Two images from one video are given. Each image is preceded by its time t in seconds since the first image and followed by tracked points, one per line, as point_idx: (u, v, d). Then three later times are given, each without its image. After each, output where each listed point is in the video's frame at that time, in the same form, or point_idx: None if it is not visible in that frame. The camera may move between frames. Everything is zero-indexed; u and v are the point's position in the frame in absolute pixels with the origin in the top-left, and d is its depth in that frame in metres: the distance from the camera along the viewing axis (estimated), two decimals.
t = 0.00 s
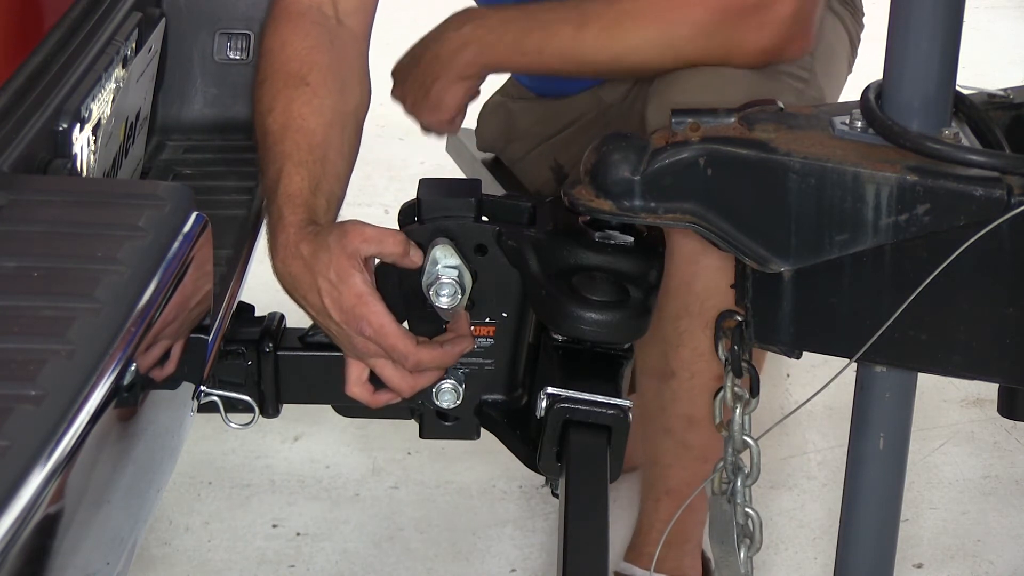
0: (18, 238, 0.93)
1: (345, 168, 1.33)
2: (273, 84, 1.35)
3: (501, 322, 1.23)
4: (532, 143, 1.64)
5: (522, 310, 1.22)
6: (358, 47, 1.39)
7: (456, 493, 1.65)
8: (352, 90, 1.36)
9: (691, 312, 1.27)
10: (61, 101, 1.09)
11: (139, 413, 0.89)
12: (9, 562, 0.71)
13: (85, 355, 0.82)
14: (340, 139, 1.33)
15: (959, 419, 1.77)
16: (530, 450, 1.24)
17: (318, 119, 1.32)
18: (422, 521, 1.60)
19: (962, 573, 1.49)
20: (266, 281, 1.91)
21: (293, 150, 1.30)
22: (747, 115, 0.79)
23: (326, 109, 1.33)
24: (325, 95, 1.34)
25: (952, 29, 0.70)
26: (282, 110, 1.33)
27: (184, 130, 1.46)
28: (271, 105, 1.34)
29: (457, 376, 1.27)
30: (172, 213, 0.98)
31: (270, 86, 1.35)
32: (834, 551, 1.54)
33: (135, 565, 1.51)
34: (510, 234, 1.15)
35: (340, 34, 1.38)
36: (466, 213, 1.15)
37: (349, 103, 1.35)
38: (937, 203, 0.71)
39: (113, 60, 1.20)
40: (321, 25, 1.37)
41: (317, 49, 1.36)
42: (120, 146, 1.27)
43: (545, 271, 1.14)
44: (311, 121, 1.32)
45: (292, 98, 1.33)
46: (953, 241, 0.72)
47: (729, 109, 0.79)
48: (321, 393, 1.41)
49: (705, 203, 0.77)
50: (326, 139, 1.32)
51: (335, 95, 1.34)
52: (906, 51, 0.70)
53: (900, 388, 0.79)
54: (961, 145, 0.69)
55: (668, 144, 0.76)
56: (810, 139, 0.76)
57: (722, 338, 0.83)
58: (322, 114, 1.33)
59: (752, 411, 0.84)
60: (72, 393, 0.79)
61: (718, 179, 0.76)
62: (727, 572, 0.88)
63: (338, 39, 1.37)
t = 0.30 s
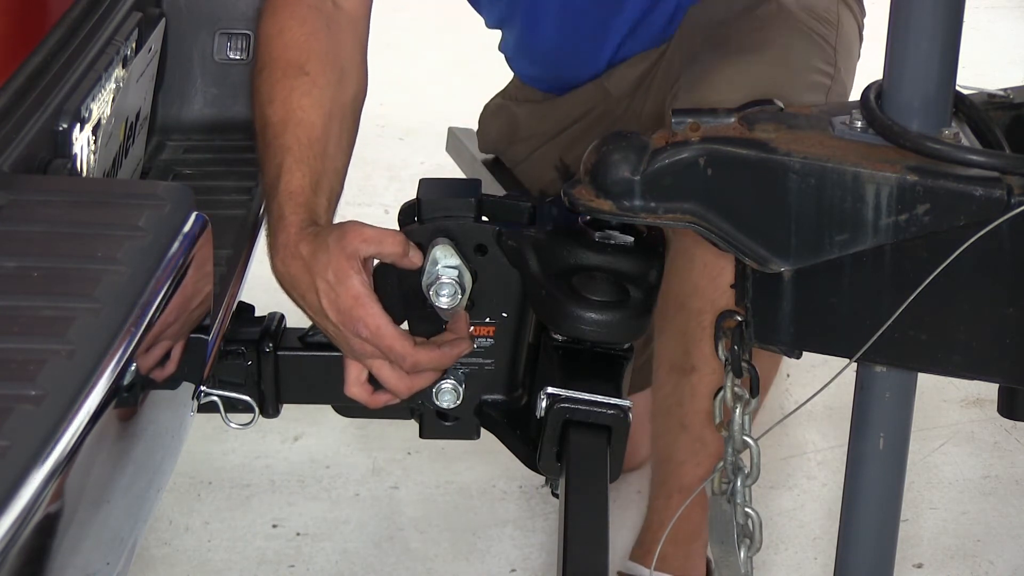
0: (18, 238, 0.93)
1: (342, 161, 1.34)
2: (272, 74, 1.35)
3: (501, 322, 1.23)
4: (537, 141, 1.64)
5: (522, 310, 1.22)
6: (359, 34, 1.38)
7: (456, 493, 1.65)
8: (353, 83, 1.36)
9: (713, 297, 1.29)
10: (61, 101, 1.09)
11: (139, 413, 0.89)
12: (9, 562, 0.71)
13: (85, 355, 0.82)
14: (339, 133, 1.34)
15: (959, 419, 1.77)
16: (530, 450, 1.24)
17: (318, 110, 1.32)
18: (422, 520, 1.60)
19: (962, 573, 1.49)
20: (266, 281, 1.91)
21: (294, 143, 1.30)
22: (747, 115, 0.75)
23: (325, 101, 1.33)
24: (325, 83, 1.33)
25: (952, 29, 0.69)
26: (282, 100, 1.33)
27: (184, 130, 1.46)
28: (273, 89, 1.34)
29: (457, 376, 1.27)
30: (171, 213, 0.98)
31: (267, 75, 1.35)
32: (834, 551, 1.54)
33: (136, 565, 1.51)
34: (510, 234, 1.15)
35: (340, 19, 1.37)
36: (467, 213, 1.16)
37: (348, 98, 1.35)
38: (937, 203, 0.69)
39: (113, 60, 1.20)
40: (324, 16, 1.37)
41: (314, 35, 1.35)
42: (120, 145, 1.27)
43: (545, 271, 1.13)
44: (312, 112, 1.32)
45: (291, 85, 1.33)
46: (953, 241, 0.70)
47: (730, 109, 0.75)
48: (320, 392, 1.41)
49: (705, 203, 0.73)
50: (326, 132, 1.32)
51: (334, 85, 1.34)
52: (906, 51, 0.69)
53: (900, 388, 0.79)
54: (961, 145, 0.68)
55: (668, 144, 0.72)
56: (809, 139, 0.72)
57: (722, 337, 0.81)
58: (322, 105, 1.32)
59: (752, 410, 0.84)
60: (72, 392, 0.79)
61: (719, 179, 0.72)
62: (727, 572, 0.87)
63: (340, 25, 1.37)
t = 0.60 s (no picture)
0: (18, 238, 0.93)
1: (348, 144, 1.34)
2: (280, 57, 1.34)
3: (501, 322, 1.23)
4: (538, 140, 1.64)
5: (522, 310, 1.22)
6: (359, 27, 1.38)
7: (456, 493, 1.65)
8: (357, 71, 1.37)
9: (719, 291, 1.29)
10: (61, 101, 1.09)
11: (139, 413, 0.89)
12: (9, 562, 0.71)
13: (85, 355, 0.82)
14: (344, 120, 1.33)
15: (959, 419, 1.77)
16: (530, 450, 1.24)
17: (327, 96, 1.32)
18: (422, 520, 1.60)
19: (962, 573, 1.49)
20: (266, 281, 1.91)
21: (303, 128, 1.30)
22: (747, 115, 0.75)
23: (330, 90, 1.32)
24: (331, 70, 1.33)
25: (952, 29, 0.69)
26: (292, 83, 1.33)
27: (184, 130, 1.46)
28: (275, 82, 1.34)
29: (457, 376, 1.26)
30: (171, 213, 0.97)
31: (273, 58, 1.35)
32: (834, 551, 1.54)
33: (136, 565, 1.51)
34: (510, 234, 1.15)
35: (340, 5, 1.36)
36: (466, 212, 1.15)
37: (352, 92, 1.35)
38: (937, 203, 0.69)
39: (113, 60, 1.20)
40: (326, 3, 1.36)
41: (319, 21, 1.34)
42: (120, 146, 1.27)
43: (545, 271, 1.14)
44: (320, 96, 1.32)
45: (294, 69, 1.33)
46: (953, 241, 0.70)
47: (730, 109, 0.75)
48: (321, 391, 1.41)
49: (704, 203, 0.73)
50: (335, 118, 1.32)
51: (341, 72, 1.34)
52: (906, 50, 0.69)
53: (900, 389, 0.79)
54: (961, 145, 0.68)
55: (668, 144, 0.72)
56: (810, 139, 0.72)
57: (722, 337, 0.81)
58: (330, 90, 1.32)
59: (752, 411, 0.84)
60: (71, 392, 0.79)
61: (719, 179, 0.72)
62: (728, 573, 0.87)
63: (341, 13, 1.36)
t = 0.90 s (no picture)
0: (18, 239, 0.93)
1: (346, 147, 1.34)
2: (276, 61, 1.35)
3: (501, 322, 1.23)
4: (537, 138, 1.65)
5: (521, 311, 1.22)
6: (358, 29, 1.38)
7: (456, 493, 1.65)
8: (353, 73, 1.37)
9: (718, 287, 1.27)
10: (61, 101, 1.09)
11: (139, 413, 0.89)
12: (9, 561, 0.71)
13: (86, 354, 0.82)
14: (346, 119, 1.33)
15: (959, 419, 1.77)
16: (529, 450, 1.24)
17: (323, 97, 1.32)
18: (422, 520, 1.60)
19: (962, 573, 1.49)
20: (266, 281, 1.91)
21: (299, 130, 1.30)
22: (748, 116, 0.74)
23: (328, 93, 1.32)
24: (327, 71, 1.33)
25: (952, 30, 0.69)
26: (288, 88, 1.33)
27: (184, 131, 1.46)
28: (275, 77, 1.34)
29: (457, 376, 1.27)
30: (171, 213, 0.97)
31: (270, 60, 1.36)
32: (834, 551, 1.54)
33: (135, 565, 1.51)
34: (510, 235, 1.15)
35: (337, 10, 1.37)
36: (466, 213, 1.15)
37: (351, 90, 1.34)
38: (937, 204, 0.69)
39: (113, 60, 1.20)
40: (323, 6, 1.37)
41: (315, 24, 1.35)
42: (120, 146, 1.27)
43: (545, 271, 1.14)
44: (316, 99, 1.32)
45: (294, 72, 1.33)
46: (955, 241, 0.70)
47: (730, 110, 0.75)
48: (322, 388, 1.42)
49: (704, 203, 0.73)
50: (332, 121, 1.32)
51: (336, 71, 1.34)
52: (906, 51, 0.69)
53: (900, 389, 0.79)
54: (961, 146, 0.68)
55: (668, 144, 0.72)
56: (811, 140, 0.72)
57: (723, 338, 0.81)
58: (326, 91, 1.32)
59: (752, 411, 0.84)
60: (72, 392, 0.79)
61: (719, 180, 0.72)
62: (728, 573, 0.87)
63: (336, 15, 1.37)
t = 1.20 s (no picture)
0: (18, 240, 0.93)
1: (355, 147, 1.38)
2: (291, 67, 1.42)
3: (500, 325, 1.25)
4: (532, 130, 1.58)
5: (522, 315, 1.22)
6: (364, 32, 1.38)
7: (456, 493, 1.67)
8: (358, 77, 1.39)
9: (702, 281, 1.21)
10: (62, 103, 1.10)
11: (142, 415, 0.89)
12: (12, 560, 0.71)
13: (86, 356, 0.82)
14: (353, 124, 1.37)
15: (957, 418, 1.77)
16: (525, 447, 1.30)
17: (332, 99, 1.38)
18: (422, 520, 1.61)
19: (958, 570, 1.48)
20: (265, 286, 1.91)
21: (311, 130, 1.37)
22: (747, 118, 0.81)
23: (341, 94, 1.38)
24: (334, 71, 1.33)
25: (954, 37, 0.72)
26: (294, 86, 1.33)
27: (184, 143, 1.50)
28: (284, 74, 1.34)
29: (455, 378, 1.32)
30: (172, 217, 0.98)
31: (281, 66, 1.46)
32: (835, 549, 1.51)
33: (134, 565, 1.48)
34: (511, 236, 1.10)
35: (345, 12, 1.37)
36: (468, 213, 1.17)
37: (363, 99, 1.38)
38: (936, 209, 0.71)
39: (113, 61, 1.21)
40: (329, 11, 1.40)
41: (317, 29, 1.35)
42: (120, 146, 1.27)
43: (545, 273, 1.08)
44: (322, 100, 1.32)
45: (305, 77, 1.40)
46: (957, 245, 0.70)
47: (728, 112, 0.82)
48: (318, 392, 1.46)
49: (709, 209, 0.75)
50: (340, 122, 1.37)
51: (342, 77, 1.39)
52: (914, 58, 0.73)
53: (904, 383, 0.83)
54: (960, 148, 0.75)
55: (667, 148, 0.79)
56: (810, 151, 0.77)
57: (724, 338, 0.85)
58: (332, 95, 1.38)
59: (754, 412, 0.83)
60: (72, 394, 0.79)
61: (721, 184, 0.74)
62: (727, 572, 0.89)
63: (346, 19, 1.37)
